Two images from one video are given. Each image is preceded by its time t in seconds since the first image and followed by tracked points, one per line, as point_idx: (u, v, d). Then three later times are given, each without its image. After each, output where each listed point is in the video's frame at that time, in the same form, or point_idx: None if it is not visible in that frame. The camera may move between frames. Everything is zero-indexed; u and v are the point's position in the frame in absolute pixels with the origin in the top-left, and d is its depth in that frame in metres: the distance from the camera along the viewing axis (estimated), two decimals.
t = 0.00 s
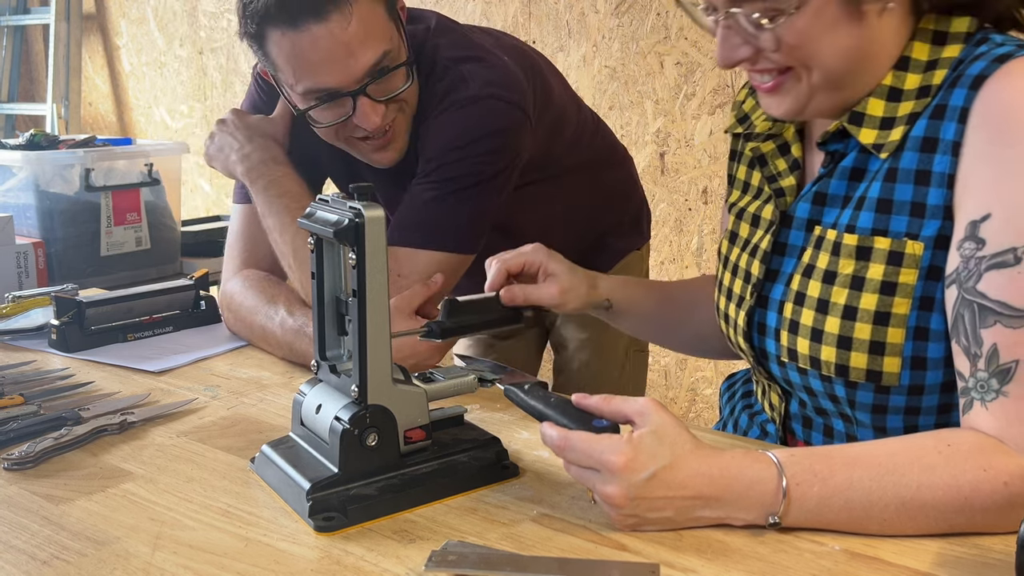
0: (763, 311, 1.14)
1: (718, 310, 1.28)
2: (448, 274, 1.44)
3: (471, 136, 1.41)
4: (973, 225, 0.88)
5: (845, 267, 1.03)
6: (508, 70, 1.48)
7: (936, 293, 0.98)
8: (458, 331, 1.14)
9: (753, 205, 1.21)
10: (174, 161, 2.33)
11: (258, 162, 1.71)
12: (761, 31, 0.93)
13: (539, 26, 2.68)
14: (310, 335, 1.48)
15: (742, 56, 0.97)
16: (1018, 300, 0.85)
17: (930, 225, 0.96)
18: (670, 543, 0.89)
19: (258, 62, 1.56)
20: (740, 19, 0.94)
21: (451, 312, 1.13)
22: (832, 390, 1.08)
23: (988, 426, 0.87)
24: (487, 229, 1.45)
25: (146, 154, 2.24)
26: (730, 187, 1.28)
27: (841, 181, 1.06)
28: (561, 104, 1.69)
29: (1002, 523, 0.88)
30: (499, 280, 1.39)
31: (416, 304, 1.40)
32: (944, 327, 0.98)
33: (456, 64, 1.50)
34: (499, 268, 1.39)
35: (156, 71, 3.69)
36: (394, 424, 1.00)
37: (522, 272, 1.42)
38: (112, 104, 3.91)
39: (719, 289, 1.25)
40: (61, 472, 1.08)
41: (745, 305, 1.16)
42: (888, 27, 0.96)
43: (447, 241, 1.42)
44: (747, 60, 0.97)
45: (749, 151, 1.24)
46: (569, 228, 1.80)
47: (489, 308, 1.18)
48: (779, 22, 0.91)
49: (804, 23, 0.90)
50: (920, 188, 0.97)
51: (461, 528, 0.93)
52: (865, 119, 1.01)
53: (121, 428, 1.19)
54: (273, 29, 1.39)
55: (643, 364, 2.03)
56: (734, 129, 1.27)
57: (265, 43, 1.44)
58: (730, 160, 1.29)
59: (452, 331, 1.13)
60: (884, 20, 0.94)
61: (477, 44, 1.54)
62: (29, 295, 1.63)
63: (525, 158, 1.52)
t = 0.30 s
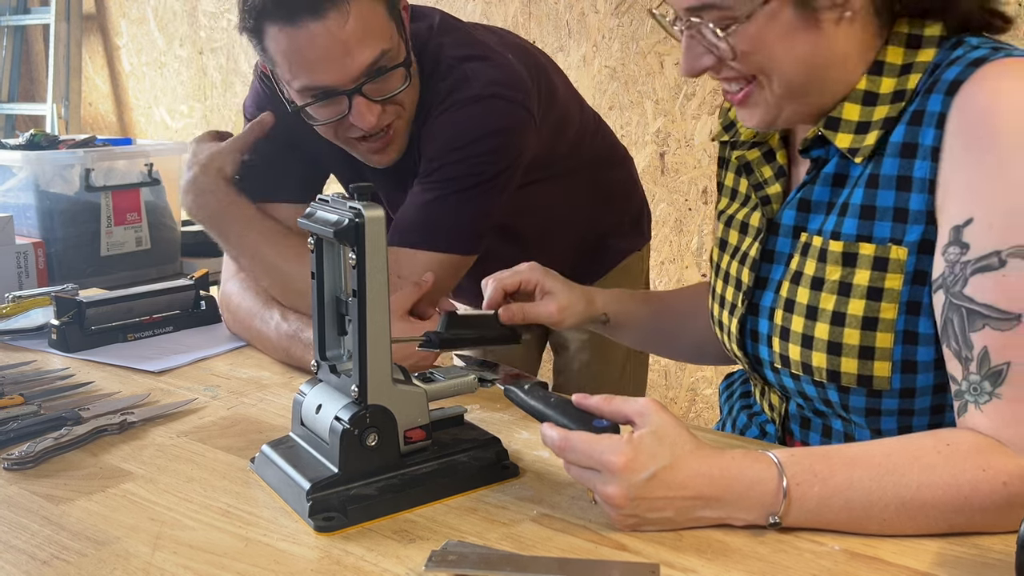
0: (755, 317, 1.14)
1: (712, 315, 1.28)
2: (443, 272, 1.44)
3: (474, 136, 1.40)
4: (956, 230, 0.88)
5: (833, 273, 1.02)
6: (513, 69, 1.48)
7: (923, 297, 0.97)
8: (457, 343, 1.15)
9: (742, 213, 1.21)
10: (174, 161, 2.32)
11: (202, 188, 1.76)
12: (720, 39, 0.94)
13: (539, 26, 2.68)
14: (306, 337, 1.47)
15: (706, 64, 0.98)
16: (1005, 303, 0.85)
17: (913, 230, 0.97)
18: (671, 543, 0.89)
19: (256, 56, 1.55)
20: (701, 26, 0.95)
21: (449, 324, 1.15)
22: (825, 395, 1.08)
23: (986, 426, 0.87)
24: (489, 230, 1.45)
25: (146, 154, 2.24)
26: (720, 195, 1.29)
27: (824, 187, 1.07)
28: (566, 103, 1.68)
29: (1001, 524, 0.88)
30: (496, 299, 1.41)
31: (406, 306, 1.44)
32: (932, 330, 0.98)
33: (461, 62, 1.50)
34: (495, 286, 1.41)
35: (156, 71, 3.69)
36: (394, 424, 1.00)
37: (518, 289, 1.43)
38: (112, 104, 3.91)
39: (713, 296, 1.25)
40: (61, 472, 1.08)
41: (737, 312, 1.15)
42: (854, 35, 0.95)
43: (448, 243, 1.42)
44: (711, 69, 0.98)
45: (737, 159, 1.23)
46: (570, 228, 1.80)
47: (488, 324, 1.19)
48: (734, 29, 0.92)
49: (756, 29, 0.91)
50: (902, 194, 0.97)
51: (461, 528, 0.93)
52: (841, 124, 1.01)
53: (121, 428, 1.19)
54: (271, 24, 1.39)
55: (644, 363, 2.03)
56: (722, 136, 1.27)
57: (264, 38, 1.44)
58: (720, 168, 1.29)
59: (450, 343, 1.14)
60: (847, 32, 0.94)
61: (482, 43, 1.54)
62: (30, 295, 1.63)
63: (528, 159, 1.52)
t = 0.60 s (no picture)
0: (767, 310, 1.14)
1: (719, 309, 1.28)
2: (441, 272, 1.43)
3: (476, 134, 1.40)
4: (986, 224, 0.88)
5: (854, 267, 1.02)
6: (515, 67, 1.48)
7: (944, 295, 0.97)
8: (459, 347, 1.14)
9: (757, 204, 1.20)
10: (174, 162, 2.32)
11: (187, 206, 1.75)
12: None
13: (539, 26, 2.68)
14: (305, 338, 1.47)
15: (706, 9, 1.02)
16: None
17: (941, 227, 0.96)
18: (671, 543, 0.89)
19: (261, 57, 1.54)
20: None
21: (450, 328, 1.15)
22: (836, 391, 1.08)
23: (993, 426, 0.87)
24: (491, 229, 1.45)
25: (146, 154, 2.24)
26: (735, 187, 1.29)
27: (847, 179, 1.07)
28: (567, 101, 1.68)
29: (1002, 524, 0.88)
30: (497, 307, 1.39)
31: (406, 306, 1.43)
32: (950, 329, 0.98)
33: (463, 59, 1.50)
34: (495, 295, 1.39)
35: (155, 71, 3.68)
36: (394, 425, 1.00)
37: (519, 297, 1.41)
38: (112, 104, 3.91)
39: (722, 289, 1.25)
40: (61, 472, 1.08)
41: (749, 304, 1.15)
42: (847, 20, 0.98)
43: (450, 244, 1.42)
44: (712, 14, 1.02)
45: (754, 149, 1.24)
46: (571, 228, 1.80)
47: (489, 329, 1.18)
48: None
49: None
50: (932, 189, 0.96)
51: (461, 528, 0.93)
52: (863, 110, 1.02)
53: (121, 428, 1.19)
54: (270, 23, 1.39)
55: (643, 363, 2.03)
56: (739, 128, 1.27)
57: (262, 36, 1.43)
58: (732, 159, 1.30)
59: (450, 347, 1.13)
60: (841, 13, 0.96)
61: (484, 40, 1.53)
62: (29, 295, 1.63)
63: (530, 157, 1.52)
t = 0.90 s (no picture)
0: (775, 304, 1.15)
1: (725, 305, 1.28)
2: (445, 275, 1.44)
3: (473, 132, 1.40)
4: (1000, 221, 0.88)
5: (866, 262, 1.02)
6: (512, 64, 1.47)
7: (956, 292, 0.97)
8: (459, 347, 1.14)
9: (769, 199, 1.21)
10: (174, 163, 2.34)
11: (188, 205, 1.78)
12: None
13: (539, 26, 2.68)
14: (306, 338, 1.47)
15: None
16: None
17: (956, 224, 0.95)
18: (671, 543, 0.89)
19: (258, 61, 1.53)
20: None
21: (450, 328, 1.15)
22: (842, 387, 1.08)
23: (995, 426, 0.86)
24: (490, 227, 1.45)
25: (146, 154, 2.25)
26: (747, 182, 1.30)
27: (863, 175, 1.07)
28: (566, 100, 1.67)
29: (1002, 524, 0.88)
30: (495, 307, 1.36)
31: (412, 309, 1.41)
32: (960, 327, 0.97)
33: (459, 57, 1.50)
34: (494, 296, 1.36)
35: (155, 71, 3.68)
36: (394, 425, 1.00)
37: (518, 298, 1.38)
38: (112, 104, 3.91)
39: (729, 283, 1.26)
40: (61, 472, 1.08)
41: (757, 298, 1.16)
42: None
43: (450, 243, 1.42)
44: None
45: (770, 145, 1.26)
46: (571, 228, 1.80)
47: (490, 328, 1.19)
48: None
49: None
50: (948, 185, 0.95)
51: (461, 528, 0.93)
52: (880, 104, 1.03)
53: (121, 428, 1.19)
54: (259, 19, 1.39)
55: (644, 364, 2.03)
56: (755, 126, 1.30)
57: (254, 31, 1.43)
58: (746, 155, 1.31)
59: (450, 347, 1.12)
60: None
61: (481, 38, 1.53)
62: (29, 295, 1.63)
63: (528, 156, 1.51)
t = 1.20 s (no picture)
0: (777, 298, 1.15)
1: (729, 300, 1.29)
2: (447, 274, 1.45)
3: (467, 128, 1.40)
4: (1005, 219, 0.87)
5: (869, 257, 1.03)
6: (506, 60, 1.47)
7: (959, 289, 0.97)
8: (459, 347, 1.15)
9: (775, 195, 1.22)
10: (173, 162, 2.34)
11: (203, 196, 1.77)
12: None
13: (539, 26, 2.68)
14: (307, 338, 1.47)
15: None
16: None
17: (960, 221, 0.95)
18: (670, 543, 0.89)
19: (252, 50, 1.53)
20: None
21: (450, 328, 1.15)
22: (841, 382, 1.08)
23: (996, 426, 0.86)
24: (485, 224, 1.45)
25: (146, 154, 2.26)
26: (754, 178, 1.30)
27: (870, 171, 1.07)
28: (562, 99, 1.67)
29: (1002, 524, 0.88)
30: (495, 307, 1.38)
31: (413, 310, 1.42)
32: (962, 324, 0.97)
33: (453, 53, 1.50)
34: (493, 297, 1.38)
35: (156, 71, 3.69)
36: (394, 425, 1.00)
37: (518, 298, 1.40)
38: (112, 104, 3.91)
39: (733, 278, 1.26)
40: (61, 472, 1.08)
41: (760, 291, 1.17)
42: None
43: (447, 242, 1.42)
44: None
45: (778, 141, 1.26)
46: (568, 227, 1.80)
47: (490, 327, 1.19)
48: None
49: None
50: (954, 182, 0.95)
51: (461, 528, 0.93)
52: (888, 100, 1.03)
53: (121, 428, 1.19)
54: (255, 11, 1.38)
55: (643, 367, 2.03)
56: (764, 123, 1.30)
57: (248, 25, 1.43)
58: (755, 152, 1.31)
59: (449, 347, 1.13)
60: None
61: (474, 34, 1.53)
62: (29, 295, 1.63)
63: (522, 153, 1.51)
